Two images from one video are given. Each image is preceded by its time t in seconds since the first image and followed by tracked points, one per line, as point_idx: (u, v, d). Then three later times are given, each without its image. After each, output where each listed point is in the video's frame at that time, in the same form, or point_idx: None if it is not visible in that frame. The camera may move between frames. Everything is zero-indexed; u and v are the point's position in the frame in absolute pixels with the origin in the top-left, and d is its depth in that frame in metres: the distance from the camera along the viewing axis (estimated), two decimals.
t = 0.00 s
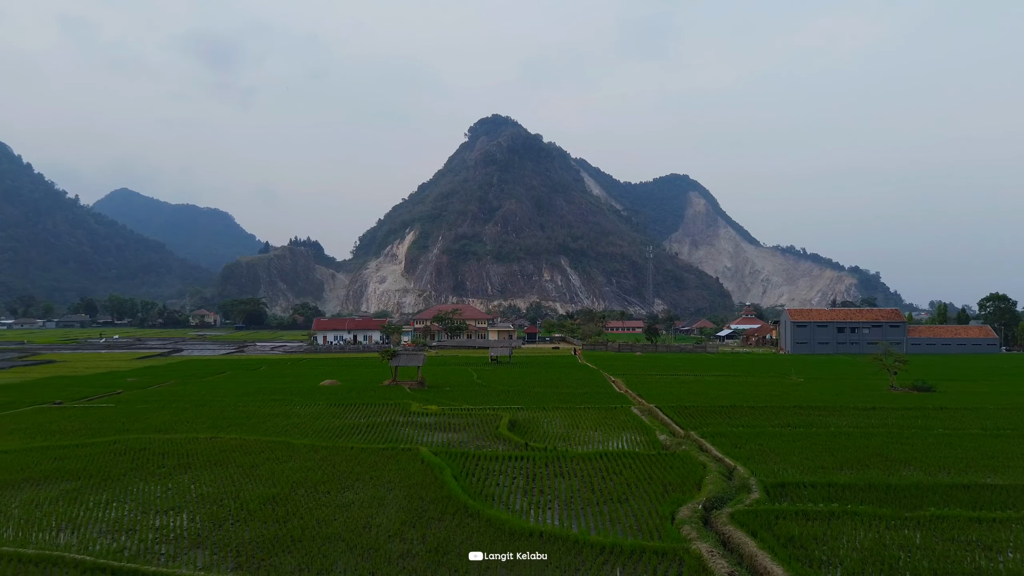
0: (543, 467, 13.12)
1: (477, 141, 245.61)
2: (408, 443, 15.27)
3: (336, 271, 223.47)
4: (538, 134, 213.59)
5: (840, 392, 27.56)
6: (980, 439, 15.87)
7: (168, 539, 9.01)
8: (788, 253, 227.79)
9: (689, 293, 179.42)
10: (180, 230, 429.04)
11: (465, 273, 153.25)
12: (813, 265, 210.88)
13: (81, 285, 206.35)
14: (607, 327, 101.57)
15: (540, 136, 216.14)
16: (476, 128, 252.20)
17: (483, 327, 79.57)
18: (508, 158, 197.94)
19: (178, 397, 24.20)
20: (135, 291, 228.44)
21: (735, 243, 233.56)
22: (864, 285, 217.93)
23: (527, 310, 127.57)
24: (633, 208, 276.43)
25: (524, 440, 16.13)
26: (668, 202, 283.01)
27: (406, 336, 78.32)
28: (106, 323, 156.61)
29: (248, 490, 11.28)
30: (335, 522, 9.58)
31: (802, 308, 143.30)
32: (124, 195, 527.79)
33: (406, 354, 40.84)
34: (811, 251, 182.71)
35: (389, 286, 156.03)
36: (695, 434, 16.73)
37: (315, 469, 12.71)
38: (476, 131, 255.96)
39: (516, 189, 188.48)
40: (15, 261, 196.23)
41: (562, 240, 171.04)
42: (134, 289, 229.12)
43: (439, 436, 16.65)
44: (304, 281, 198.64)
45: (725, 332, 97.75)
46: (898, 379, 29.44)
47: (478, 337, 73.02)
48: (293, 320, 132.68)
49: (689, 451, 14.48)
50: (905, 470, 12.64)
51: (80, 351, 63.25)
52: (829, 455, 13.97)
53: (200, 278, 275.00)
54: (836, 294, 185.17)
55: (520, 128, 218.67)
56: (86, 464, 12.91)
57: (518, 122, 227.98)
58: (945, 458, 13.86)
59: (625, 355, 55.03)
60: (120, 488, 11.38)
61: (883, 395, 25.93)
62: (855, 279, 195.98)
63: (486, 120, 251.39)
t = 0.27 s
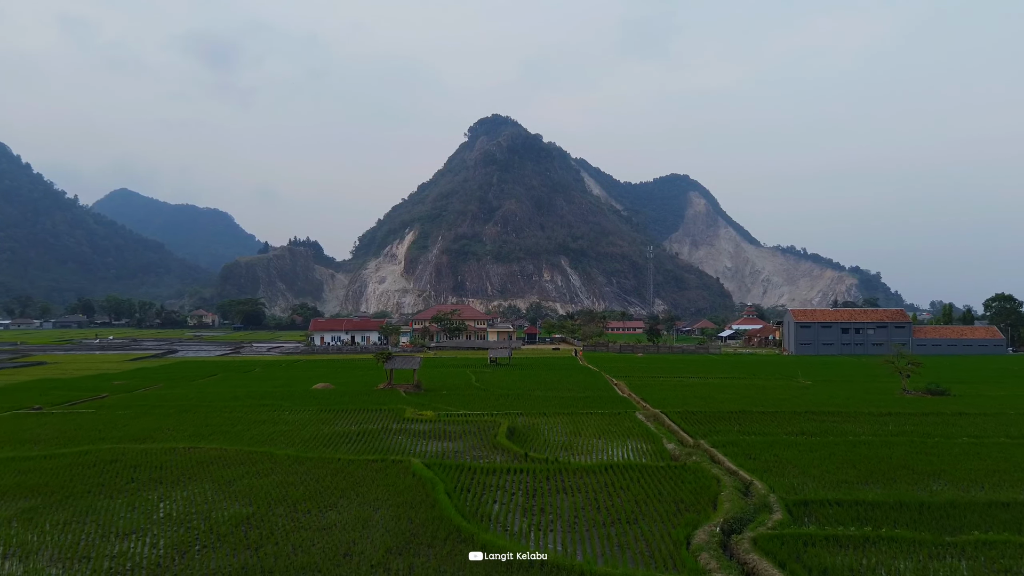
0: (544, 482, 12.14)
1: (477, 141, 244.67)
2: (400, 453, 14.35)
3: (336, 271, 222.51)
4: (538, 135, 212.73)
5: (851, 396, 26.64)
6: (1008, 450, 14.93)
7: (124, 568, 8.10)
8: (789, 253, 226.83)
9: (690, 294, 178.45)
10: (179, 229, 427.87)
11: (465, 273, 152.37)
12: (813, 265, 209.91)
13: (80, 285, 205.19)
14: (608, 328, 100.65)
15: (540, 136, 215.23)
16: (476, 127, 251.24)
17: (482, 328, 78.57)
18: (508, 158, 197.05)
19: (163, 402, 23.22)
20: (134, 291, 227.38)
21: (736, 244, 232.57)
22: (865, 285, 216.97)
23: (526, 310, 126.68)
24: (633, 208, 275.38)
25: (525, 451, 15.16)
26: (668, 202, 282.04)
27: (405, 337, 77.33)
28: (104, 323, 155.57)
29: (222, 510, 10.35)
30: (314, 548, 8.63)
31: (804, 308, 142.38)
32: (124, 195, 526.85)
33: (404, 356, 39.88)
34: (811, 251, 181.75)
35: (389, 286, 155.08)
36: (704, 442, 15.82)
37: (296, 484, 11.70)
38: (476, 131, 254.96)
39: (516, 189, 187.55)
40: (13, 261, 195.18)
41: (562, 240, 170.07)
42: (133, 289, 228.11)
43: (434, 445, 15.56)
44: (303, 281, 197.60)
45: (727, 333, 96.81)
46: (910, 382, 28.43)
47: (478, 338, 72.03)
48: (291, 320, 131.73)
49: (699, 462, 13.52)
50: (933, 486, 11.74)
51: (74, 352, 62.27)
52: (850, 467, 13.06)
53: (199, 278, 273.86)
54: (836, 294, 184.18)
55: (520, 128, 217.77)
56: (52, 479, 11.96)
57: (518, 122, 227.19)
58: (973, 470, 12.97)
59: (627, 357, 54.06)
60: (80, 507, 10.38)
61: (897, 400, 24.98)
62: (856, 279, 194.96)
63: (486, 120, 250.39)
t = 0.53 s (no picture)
0: (544, 499, 11.17)
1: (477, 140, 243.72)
2: (389, 466, 13.37)
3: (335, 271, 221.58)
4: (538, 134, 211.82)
5: (862, 400, 25.60)
6: None
7: None
8: (790, 253, 225.77)
9: (690, 294, 177.46)
10: (179, 229, 426.95)
11: (464, 273, 151.47)
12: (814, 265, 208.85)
13: (78, 285, 204.21)
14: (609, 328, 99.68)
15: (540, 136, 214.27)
16: (476, 127, 250.33)
17: (482, 329, 77.58)
18: (507, 158, 196.08)
19: (147, 407, 22.25)
20: (133, 292, 226.40)
21: (736, 244, 231.56)
22: (866, 285, 215.80)
23: (526, 310, 125.64)
24: (633, 208, 274.35)
25: (524, 462, 14.21)
26: (668, 202, 281.01)
27: (403, 338, 76.32)
28: (101, 324, 154.59)
29: (190, 533, 9.37)
30: None
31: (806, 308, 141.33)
32: (124, 195, 526.23)
33: (401, 357, 38.83)
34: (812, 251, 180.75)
35: (388, 286, 154.09)
36: (715, 453, 14.86)
37: (275, 502, 10.73)
38: (476, 131, 253.97)
39: (516, 189, 186.59)
40: (12, 261, 194.30)
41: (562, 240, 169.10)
42: (132, 289, 227.18)
43: (427, 456, 14.61)
44: (303, 282, 196.55)
45: (729, 333, 95.75)
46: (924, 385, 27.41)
47: (477, 339, 71.04)
48: (290, 321, 130.74)
49: (712, 475, 12.54)
50: (968, 506, 10.78)
51: (67, 353, 61.32)
52: (874, 482, 12.12)
53: (198, 278, 272.96)
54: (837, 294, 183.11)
55: (519, 127, 216.80)
56: (9, 495, 11.00)
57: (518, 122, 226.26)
58: (1007, 485, 12.04)
59: (628, 358, 53.02)
60: (34, 531, 9.41)
61: (912, 405, 23.95)
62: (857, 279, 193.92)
63: (485, 120, 249.44)
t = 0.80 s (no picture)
0: (545, 520, 10.23)
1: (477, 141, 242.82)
2: (377, 480, 12.41)
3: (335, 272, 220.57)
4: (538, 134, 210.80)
5: (875, 405, 24.65)
6: None
7: None
8: (790, 253, 224.71)
9: (691, 294, 176.42)
10: (178, 229, 425.62)
11: (464, 273, 150.60)
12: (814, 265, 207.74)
13: (76, 286, 203.06)
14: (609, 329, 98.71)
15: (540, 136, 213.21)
16: (476, 127, 249.38)
17: (481, 330, 76.56)
18: (507, 157, 195.09)
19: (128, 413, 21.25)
20: (131, 292, 225.21)
21: (737, 244, 230.48)
22: (867, 285, 214.79)
23: (526, 311, 124.69)
24: (633, 208, 273.16)
25: (523, 475, 13.27)
26: (669, 202, 279.85)
27: (401, 339, 75.28)
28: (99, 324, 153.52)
29: (153, 564, 8.37)
30: None
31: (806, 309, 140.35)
32: (124, 195, 525.75)
33: (397, 360, 37.71)
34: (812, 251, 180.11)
35: (387, 286, 153.17)
36: (727, 465, 13.93)
37: (249, 523, 9.79)
38: (476, 131, 252.92)
39: (516, 188, 185.54)
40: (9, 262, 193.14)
41: (562, 240, 168.07)
42: (131, 290, 226.05)
43: (420, 468, 13.66)
44: (302, 282, 195.51)
45: (731, 334, 94.68)
46: (938, 389, 26.40)
47: (476, 340, 69.99)
48: (288, 321, 129.76)
49: (730, 491, 11.54)
50: (1012, 530, 9.83)
51: (60, 355, 60.42)
52: (901, 500, 11.16)
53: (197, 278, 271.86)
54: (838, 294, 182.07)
55: (519, 127, 215.67)
56: None
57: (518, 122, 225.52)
58: None
59: (629, 359, 52.04)
60: None
61: (928, 410, 23.03)
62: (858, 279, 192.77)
63: (485, 120, 248.58)
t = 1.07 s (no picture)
0: (545, 545, 9.26)
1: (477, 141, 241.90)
2: (363, 496, 11.43)
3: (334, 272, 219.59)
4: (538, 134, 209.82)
5: (888, 410, 23.68)
6: None
7: None
8: (791, 253, 223.77)
9: (692, 295, 175.40)
10: (177, 229, 424.49)
11: (464, 274, 149.71)
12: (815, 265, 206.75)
13: (75, 286, 202.00)
14: (610, 329, 97.73)
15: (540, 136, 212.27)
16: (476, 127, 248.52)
17: (480, 330, 75.55)
18: (507, 157, 194.16)
19: (107, 419, 20.23)
20: (130, 292, 224.13)
21: (737, 244, 229.54)
22: (867, 285, 213.88)
23: (526, 311, 123.69)
24: (633, 208, 272.10)
25: (521, 491, 12.29)
26: (669, 202, 278.79)
27: (399, 340, 74.28)
28: (96, 324, 152.51)
29: None
30: None
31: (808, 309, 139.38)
32: (124, 195, 524.88)
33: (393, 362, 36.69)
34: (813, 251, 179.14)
35: (387, 287, 152.26)
36: (741, 478, 12.97)
37: (218, 550, 8.83)
38: (476, 131, 251.89)
39: (516, 188, 184.60)
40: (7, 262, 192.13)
41: (563, 240, 167.12)
42: (129, 290, 224.94)
43: (411, 482, 12.68)
44: (301, 282, 194.46)
45: (732, 335, 93.67)
46: (953, 393, 25.42)
47: (475, 341, 69.03)
48: (286, 321, 128.80)
49: (746, 510, 10.58)
50: None
51: (52, 356, 59.42)
52: (934, 521, 10.21)
53: (196, 278, 270.73)
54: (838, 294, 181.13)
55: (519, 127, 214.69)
56: None
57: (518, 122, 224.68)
58: None
59: (631, 361, 51.07)
60: None
61: (943, 415, 22.10)
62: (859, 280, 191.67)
63: (485, 120, 247.65)
